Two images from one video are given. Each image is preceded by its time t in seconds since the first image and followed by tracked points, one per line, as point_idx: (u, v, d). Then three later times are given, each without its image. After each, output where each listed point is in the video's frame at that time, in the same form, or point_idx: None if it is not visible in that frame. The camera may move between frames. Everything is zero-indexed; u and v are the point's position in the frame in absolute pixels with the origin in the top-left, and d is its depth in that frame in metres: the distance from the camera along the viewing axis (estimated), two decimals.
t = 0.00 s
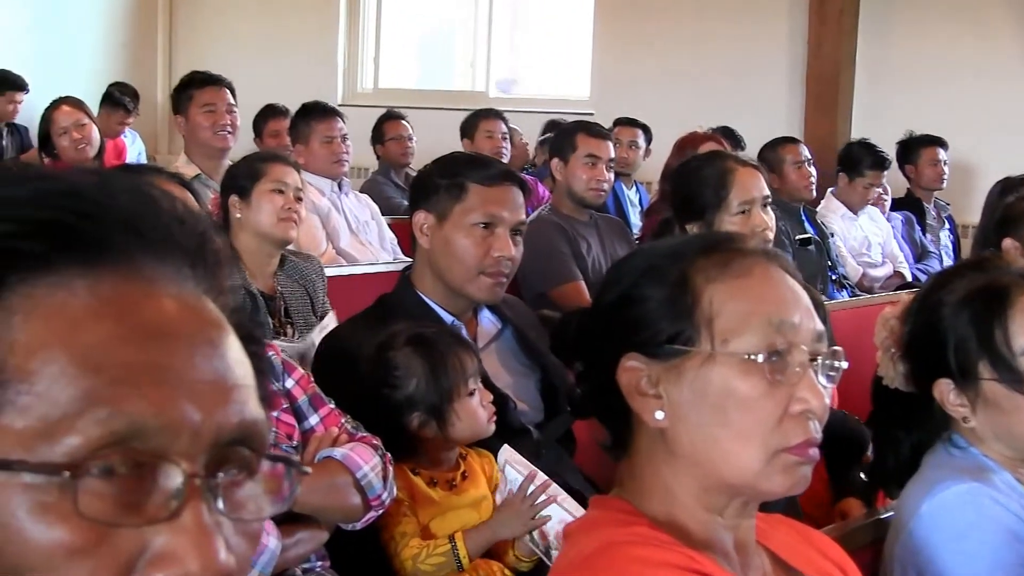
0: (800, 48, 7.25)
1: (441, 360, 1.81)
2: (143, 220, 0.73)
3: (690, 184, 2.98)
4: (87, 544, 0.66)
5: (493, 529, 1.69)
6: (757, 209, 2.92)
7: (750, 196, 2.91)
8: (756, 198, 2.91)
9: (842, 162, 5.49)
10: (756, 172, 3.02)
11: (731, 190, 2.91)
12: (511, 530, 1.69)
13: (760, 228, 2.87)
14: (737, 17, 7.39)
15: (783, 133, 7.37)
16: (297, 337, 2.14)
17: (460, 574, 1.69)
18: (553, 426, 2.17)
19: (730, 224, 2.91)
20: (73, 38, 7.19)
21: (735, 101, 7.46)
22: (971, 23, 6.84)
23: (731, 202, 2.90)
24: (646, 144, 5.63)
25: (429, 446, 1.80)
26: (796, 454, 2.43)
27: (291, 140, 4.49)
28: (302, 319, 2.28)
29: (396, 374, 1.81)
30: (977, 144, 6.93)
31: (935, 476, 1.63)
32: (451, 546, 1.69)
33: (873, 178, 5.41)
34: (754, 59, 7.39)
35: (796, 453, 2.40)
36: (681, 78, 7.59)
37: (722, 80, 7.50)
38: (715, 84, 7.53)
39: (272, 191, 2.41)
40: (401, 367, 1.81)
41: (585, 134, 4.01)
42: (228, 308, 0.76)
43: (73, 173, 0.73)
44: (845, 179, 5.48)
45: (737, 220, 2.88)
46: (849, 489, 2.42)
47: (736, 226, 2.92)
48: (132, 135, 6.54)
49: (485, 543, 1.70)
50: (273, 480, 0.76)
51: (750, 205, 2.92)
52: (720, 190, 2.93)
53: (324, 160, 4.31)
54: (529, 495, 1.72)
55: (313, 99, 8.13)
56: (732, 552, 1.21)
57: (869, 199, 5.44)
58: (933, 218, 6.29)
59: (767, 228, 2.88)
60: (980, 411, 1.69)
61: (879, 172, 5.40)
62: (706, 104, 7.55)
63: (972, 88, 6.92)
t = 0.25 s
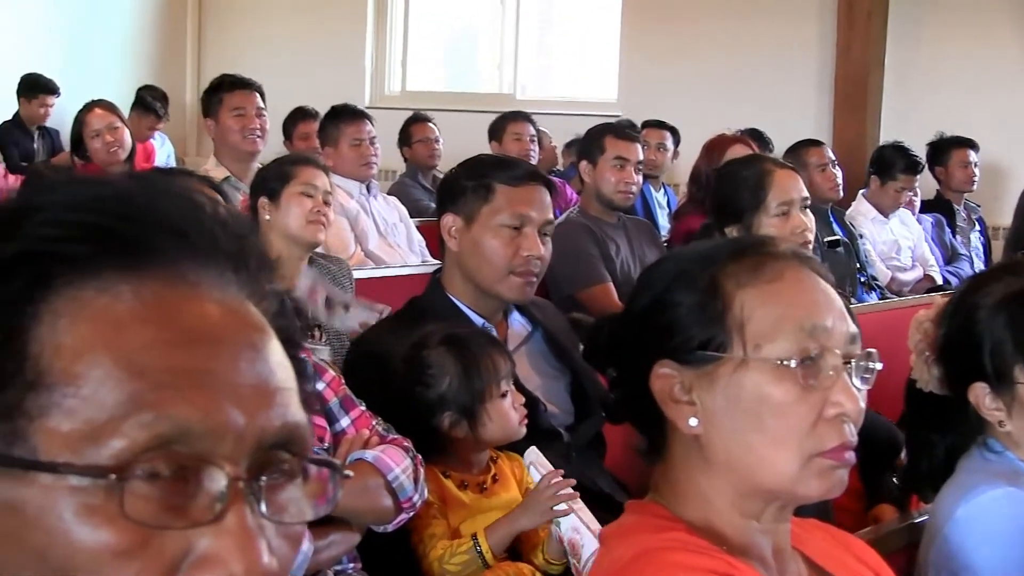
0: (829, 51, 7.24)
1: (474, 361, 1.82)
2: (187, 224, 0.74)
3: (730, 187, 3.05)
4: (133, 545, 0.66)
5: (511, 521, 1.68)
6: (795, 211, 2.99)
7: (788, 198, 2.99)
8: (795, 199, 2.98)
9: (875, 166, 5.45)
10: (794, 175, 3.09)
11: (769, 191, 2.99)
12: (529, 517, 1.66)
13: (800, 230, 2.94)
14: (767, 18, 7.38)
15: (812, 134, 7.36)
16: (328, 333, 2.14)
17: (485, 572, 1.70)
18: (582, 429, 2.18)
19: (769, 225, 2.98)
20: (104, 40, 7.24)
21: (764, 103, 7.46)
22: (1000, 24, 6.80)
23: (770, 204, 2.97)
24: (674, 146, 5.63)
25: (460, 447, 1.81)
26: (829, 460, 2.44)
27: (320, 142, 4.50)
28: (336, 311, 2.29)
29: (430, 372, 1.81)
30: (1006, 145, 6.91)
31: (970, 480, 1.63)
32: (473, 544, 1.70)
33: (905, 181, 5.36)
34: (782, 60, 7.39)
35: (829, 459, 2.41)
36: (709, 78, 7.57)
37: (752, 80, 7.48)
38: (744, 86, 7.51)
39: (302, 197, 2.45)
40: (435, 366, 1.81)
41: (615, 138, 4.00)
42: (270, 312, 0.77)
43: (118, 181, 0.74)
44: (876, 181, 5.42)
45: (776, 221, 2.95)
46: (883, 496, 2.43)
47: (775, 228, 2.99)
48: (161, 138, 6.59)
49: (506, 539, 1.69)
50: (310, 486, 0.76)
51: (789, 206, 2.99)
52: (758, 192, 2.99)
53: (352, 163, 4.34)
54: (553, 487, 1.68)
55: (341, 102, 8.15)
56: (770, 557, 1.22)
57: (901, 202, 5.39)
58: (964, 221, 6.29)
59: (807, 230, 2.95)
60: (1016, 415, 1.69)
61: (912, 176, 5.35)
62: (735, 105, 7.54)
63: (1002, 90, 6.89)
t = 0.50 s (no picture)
0: (855, 50, 7.26)
1: (503, 363, 1.83)
2: (225, 225, 0.74)
3: (762, 190, 3.12)
4: (174, 546, 0.66)
5: (536, 522, 1.67)
6: (828, 213, 3.04)
7: (820, 201, 3.05)
8: (827, 202, 3.04)
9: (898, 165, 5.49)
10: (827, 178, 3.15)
11: (801, 194, 3.05)
12: (553, 519, 1.65)
13: (832, 231, 2.99)
14: (792, 21, 7.40)
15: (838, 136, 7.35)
16: (353, 331, 2.16)
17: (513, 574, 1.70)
18: (610, 430, 2.21)
19: (802, 227, 3.04)
20: (131, 42, 7.28)
21: (791, 105, 7.47)
22: None
23: (802, 207, 3.04)
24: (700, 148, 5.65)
25: (489, 449, 1.82)
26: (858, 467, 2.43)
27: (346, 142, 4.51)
28: (359, 314, 2.31)
29: (458, 374, 1.83)
30: None
31: (1003, 484, 1.61)
32: (501, 544, 1.70)
33: (931, 178, 5.37)
34: (808, 62, 7.41)
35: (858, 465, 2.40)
36: (733, 80, 7.59)
37: (779, 83, 7.48)
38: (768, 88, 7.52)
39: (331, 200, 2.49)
40: (463, 367, 1.83)
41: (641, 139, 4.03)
42: (308, 312, 0.77)
43: (155, 184, 0.74)
44: (902, 181, 5.44)
45: (809, 223, 3.01)
46: (910, 503, 2.41)
47: (808, 230, 3.05)
48: (188, 140, 6.63)
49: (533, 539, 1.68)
50: (348, 487, 0.75)
51: (821, 209, 3.05)
52: (790, 195, 3.06)
53: (380, 165, 4.33)
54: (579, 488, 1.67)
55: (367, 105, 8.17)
56: (804, 561, 1.22)
57: (927, 201, 5.37)
58: (994, 223, 6.24)
59: (840, 232, 3.00)
60: None
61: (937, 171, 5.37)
62: (760, 107, 7.54)
63: None
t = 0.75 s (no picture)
0: (885, 49, 7.22)
1: (537, 366, 1.83)
2: (278, 225, 0.74)
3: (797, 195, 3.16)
4: (227, 547, 0.66)
5: (570, 525, 1.67)
6: (864, 217, 3.09)
7: (856, 205, 3.10)
8: (864, 206, 3.09)
9: (923, 164, 5.45)
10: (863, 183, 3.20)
11: (838, 199, 3.10)
12: (588, 523, 1.65)
13: (869, 236, 3.04)
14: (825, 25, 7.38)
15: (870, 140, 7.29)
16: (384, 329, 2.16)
17: None
18: (644, 431, 2.15)
19: (839, 230, 3.08)
20: (164, 42, 7.34)
21: (821, 105, 7.47)
22: None
23: (839, 211, 3.08)
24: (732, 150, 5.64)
25: (522, 452, 1.81)
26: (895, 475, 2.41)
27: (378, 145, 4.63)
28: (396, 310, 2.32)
29: (494, 376, 1.83)
30: None
31: None
32: (535, 547, 1.70)
33: (954, 171, 5.33)
34: (838, 64, 7.38)
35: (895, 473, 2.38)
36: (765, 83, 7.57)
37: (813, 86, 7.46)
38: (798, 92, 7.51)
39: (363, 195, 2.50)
40: (498, 370, 1.83)
41: (673, 142, 4.05)
42: (362, 314, 0.77)
43: (210, 184, 0.74)
44: (928, 181, 5.41)
45: (846, 226, 3.06)
46: (944, 507, 2.40)
47: (845, 234, 3.09)
48: (219, 140, 6.69)
49: (568, 544, 1.68)
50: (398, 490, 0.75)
51: (857, 213, 3.10)
52: (827, 199, 3.10)
53: (410, 165, 4.44)
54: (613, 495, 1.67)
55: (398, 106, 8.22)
56: (844, 566, 1.25)
57: (956, 196, 5.32)
58: None
59: (877, 236, 3.05)
60: None
61: (960, 164, 5.34)
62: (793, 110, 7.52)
63: None
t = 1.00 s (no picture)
0: (913, 52, 7.29)
1: (570, 368, 1.83)
2: (333, 224, 0.74)
3: (833, 199, 3.21)
4: (281, 547, 0.66)
5: (599, 530, 1.68)
6: (900, 221, 3.13)
7: (892, 209, 3.13)
8: (899, 210, 3.13)
9: (946, 169, 5.43)
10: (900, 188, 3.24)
11: (874, 203, 3.14)
12: (615, 529, 1.66)
13: (905, 239, 3.07)
14: (849, 30, 7.44)
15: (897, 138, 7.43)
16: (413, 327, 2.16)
17: None
18: (674, 434, 2.18)
19: (875, 234, 3.12)
20: (193, 41, 7.38)
21: (848, 107, 7.52)
22: None
23: (875, 215, 3.12)
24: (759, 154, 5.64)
25: (553, 454, 1.82)
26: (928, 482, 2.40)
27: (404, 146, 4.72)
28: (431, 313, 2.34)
29: (527, 378, 1.83)
30: None
31: None
32: (565, 550, 1.71)
33: (977, 172, 5.29)
34: (865, 66, 7.45)
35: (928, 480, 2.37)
36: (791, 84, 7.63)
37: (835, 90, 7.54)
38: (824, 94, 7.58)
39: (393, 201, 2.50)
40: (531, 372, 1.83)
41: (700, 143, 4.04)
42: (416, 315, 0.76)
43: (267, 182, 0.74)
44: (951, 185, 5.38)
45: (882, 230, 3.10)
46: (977, 514, 2.40)
47: (881, 238, 3.13)
48: (246, 140, 6.74)
49: (599, 548, 1.69)
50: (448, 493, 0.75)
51: (894, 217, 3.14)
52: (863, 203, 3.15)
53: (437, 165, 4.50)
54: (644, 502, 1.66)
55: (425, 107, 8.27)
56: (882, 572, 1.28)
57: (981, 198, 5.28)
58: None
59: (913, 239, 3.08)
60: None
61: (982, 165, 5.30)
62: (819, 113, 7.59)
63: None
